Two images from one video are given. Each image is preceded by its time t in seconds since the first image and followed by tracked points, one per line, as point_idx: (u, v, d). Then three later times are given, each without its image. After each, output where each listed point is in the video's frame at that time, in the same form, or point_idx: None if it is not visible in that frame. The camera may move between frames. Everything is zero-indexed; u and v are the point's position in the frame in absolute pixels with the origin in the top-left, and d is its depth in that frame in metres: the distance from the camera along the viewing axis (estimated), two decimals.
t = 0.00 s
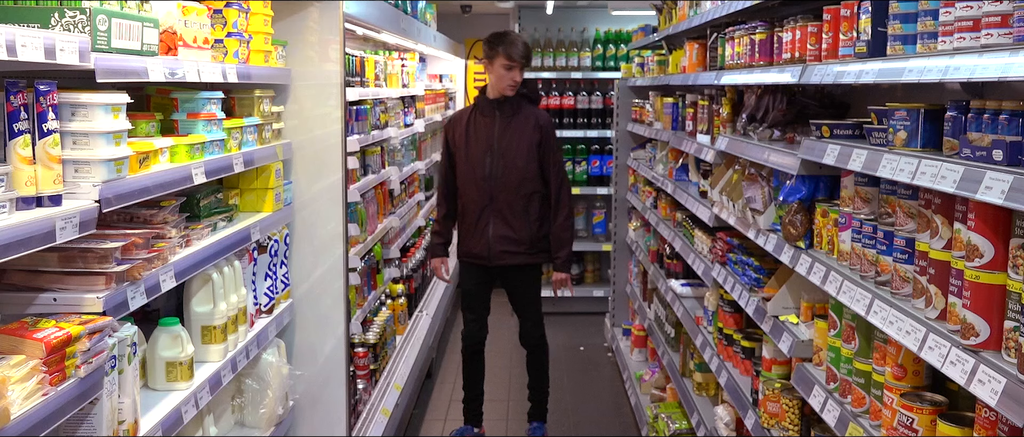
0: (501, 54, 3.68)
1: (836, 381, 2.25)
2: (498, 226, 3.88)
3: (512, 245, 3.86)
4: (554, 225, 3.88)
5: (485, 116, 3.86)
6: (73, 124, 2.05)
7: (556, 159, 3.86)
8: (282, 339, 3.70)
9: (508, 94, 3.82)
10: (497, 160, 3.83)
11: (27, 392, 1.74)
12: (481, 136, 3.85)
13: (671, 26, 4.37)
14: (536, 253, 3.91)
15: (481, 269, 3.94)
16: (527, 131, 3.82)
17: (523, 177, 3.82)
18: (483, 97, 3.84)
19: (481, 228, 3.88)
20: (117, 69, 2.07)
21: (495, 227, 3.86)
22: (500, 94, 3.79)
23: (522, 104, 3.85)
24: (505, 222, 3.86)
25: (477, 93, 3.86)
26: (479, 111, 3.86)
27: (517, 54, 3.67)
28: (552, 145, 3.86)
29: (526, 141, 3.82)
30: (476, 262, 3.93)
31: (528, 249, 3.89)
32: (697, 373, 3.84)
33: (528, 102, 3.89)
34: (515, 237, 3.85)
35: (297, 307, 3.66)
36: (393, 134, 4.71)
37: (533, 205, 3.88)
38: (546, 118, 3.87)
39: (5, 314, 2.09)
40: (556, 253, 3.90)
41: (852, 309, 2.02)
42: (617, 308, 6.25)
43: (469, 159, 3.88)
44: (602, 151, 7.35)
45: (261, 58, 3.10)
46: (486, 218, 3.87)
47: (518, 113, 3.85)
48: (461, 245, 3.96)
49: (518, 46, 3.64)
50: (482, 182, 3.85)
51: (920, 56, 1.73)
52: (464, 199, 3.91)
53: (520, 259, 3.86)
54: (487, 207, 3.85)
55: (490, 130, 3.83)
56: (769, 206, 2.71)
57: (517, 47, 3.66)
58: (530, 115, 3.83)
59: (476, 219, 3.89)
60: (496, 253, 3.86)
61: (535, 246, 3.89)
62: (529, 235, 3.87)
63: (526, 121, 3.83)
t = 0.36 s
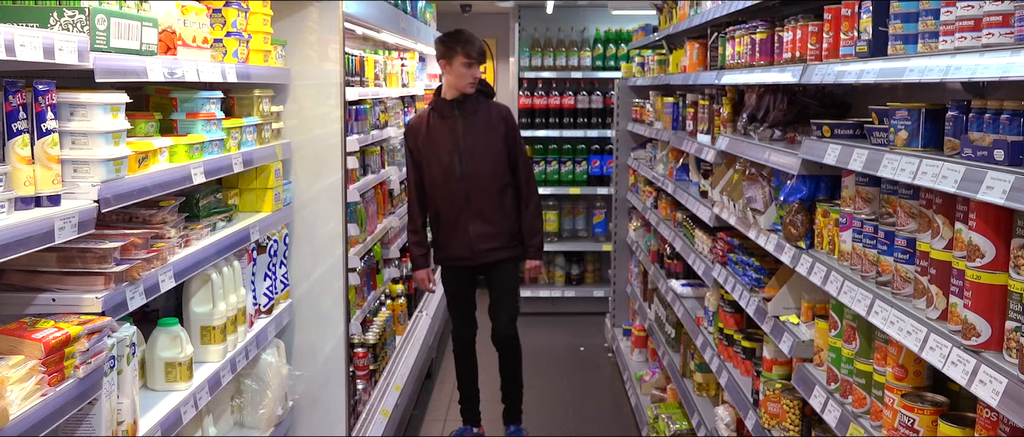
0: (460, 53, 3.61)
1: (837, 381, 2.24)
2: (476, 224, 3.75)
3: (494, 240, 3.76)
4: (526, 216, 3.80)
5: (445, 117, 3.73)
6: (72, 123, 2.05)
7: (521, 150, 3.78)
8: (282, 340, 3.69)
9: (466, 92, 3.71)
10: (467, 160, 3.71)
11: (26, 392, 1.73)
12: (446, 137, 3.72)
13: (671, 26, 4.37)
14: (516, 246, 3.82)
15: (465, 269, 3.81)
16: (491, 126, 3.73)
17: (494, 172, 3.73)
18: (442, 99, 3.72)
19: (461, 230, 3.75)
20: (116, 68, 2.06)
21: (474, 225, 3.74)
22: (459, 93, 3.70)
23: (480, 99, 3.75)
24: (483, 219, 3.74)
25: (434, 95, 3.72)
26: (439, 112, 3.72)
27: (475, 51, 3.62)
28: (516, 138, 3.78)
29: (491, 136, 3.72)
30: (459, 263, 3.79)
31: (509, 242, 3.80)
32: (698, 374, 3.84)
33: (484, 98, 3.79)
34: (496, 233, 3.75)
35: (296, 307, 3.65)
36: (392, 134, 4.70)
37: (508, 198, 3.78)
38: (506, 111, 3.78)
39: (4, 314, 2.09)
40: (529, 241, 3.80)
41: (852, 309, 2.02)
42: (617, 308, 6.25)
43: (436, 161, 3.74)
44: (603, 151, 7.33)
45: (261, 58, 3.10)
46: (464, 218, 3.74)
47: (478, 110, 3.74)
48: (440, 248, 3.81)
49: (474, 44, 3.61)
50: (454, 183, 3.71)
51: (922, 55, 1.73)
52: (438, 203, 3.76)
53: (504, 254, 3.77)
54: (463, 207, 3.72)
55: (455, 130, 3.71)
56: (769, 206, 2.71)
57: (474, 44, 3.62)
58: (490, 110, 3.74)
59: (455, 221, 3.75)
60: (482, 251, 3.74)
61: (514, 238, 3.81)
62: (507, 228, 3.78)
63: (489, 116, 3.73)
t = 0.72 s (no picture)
0: (444, 54, 3.58)
1: (837, 382, 2.24)
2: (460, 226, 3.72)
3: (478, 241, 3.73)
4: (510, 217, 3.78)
5: (426, 118, 3.71)
6: (71, 123, 2.04)
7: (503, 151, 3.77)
8: (281, 341, 3.69)
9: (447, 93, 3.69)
10: (450, 161, 3.69)
11: (25, 393, 1.73)
12: (428, 138, 3.69)
13: (671, 25, 4.36)
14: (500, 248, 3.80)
15: (449, 272, 3.78)
16: (472, 127, 3.72)
17: (476, 173, 3.71)
18: (422, 100, 3.70)
19: (444, 232, 3.71)
20: (115, 68, 2.05)
21: (457, 226, 3.71)
22: (440, 95, 3.68)
23: (461, 100, 3.74)
24: (466, 220, 3.71)
25: (415, 96, 3.70)
26: (419, 113, 3.70)
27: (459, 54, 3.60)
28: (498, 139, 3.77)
29: (473, 137, 3.71)
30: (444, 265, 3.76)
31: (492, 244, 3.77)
32: (698, 374, 3.83)
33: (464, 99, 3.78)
34: (480, 234, 3.72)
35: (295, 308, 3.64)
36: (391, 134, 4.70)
37: (490, 199, 3.77)
38: (487, 112, 3.78)
39: (3, 315, 2.08)
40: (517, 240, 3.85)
41: (853, 309, 2.01)
42: (618, 308, 6.25)
43: (418, 163, 3.71)
44: (603, 151, 7.33)
45: (260, 57, 3.09)
46: (447, 220, 3.70)
47: (460, 112, 3.73)
48: (423, 251, 3.77)
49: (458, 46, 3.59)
50: (437, 184, 3.68)
51: (923, 54, 1.72)
52: (420, 205, 3.73)
53: (489, 255, 3.74)
54: (446, 208, 3.69)
55: (437, 131, 3.69)
56: (770, 206, 2.71)
57: (458, 46, 3.60)
58: (472, 111, 3.73)
59: (438, 224, 3.71)
60: (466, 253, 3.71)
61: (498, 239, 3.79)
62: (490, 229, 3.76)
63: (470, 117, 3.73)
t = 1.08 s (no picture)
0: (439, 52, 3.55)
1: (838, 382, 2.23)
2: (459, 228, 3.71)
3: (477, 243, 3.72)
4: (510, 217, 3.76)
5: (424, 118, 3.69)
6: (70, 123, 2.04)
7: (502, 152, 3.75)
8: (281, 341, 3.68)
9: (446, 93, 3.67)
10: (449, 162, 3.67)
11: (24, 393, 1.72)
12: (426, 139, 3.68)
13: (672, 25, 4.36)
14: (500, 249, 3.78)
15: (448, 274, 3.76)
16: (471, 127, 3.70)
17: (475, 174, 3.69)
18: (420, 99, 3.68)
19: (443, 234, 3.70)
20: (114, 67, 2.05)
21: (456, 228, 3.69)
22: (438, 94, 3.65)
23: (460, 100, 3.73)
24: (465, 222, 3.69)
25: (414, 96, 3.68)
26: (418, 113, 3.68)
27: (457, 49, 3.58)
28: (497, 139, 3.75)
29: (472, 137, 3.69)
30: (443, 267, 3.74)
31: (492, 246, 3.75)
32: (698, 374, 3.83)
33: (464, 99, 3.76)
34: (479, 237, 3.70)
35: (295, 308, 3.63)
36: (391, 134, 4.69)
37: (490, 200, 3.75)
38: (486, 112, 3.76)
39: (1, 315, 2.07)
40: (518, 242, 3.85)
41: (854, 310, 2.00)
42: (618, 308, 6.25)
43: (417, 164, 3.70)
44: (603, 151, 7.33)
45: (259, 57, 3.09)
46: (446, 222, 3.69)
47: (459, 112, 3.71)
48: (423, 253, 3.76)
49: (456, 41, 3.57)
50: (436, 186, 3.67)
51: (924, 54, 1.71)
52: (419, 206, 3.71)
53: (489, 257, 3.72)
54: (445, 210, 3.67)
55: (436, 132, 3.67)
56: (771, 206, 2.70)
57: (454, 43, 3.57)
58: (471, 111, 3.71)
59: (437, 225, 3.70)
60: (465, 256, 3.69)
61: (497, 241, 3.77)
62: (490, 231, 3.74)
63: (469, 117, 3.71)
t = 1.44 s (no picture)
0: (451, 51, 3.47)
1: (839, 383, 2.22)
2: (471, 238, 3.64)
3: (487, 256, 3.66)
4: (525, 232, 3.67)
5: (450, 120, 3.61)
6: (69, 123, 2.03)
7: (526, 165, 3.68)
8: (280, 341, 3.67)
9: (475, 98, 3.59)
10: (469, 170, 3.59)
11: (22, 394, 1.72)
12: (449, 143, 3.59)
13: (673, 24, 4.35)
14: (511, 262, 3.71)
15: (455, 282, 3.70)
16: (498, 136, 3.62)
17: (496, 185, 3.61)
18: (448, 101, 3.59)
19: (453, 242, 3.64)
20: (113, 67, 2.04)
21: (468, 238, 3.63)
22: (464, 99, 3.56)
23: (490, 108, 3.64)
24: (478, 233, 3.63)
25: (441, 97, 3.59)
26: (444, 116, 3.60)
27: (476, 54, 3.45)
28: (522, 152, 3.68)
29: (497, 147, 3.61)
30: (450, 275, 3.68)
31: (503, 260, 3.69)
32: (699, 375, 3.82)
33: (494, 106, 3.66)
34: (491, 249, 3.65)
35: (294, 309, 3.63)
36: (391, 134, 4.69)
37: (507, 213, 3.68)
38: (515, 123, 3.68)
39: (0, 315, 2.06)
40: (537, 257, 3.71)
41: (855, 310, 2.00)
42: (619, 309, 6.25)
43: (437, 167, 3.62)
44: (604, 150, 7.32)
45: (258, 57, 3.08)
46: (459, 230, 3.63)
47: (486, 119, 3.62)
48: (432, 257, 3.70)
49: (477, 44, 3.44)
50: (454, 192, 3.59)
51: (925, 54, 1.71)
52: (434, 210, 3.64)
53: (499, 271, 3.67)
54: (459, 218, 3.60)
55: (460, 137, 3.59)
56: (771, 206, 2.70)
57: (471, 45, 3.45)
58: (499, 119, 3.62)
59: (449, 232, 3.63)
60: (475, 267, 3.63)
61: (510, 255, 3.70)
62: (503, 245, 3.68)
63: (497, 126, 3.62)
